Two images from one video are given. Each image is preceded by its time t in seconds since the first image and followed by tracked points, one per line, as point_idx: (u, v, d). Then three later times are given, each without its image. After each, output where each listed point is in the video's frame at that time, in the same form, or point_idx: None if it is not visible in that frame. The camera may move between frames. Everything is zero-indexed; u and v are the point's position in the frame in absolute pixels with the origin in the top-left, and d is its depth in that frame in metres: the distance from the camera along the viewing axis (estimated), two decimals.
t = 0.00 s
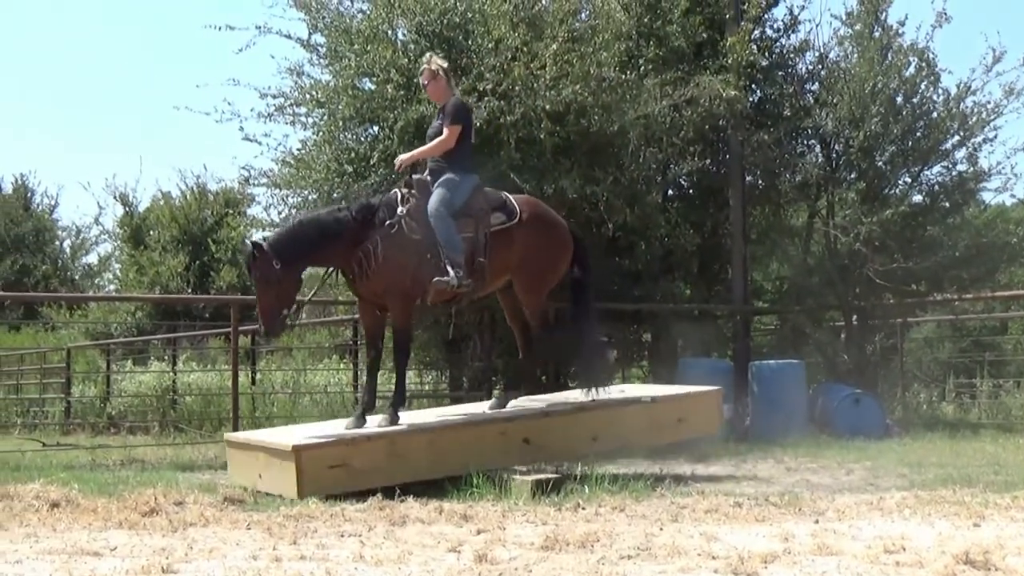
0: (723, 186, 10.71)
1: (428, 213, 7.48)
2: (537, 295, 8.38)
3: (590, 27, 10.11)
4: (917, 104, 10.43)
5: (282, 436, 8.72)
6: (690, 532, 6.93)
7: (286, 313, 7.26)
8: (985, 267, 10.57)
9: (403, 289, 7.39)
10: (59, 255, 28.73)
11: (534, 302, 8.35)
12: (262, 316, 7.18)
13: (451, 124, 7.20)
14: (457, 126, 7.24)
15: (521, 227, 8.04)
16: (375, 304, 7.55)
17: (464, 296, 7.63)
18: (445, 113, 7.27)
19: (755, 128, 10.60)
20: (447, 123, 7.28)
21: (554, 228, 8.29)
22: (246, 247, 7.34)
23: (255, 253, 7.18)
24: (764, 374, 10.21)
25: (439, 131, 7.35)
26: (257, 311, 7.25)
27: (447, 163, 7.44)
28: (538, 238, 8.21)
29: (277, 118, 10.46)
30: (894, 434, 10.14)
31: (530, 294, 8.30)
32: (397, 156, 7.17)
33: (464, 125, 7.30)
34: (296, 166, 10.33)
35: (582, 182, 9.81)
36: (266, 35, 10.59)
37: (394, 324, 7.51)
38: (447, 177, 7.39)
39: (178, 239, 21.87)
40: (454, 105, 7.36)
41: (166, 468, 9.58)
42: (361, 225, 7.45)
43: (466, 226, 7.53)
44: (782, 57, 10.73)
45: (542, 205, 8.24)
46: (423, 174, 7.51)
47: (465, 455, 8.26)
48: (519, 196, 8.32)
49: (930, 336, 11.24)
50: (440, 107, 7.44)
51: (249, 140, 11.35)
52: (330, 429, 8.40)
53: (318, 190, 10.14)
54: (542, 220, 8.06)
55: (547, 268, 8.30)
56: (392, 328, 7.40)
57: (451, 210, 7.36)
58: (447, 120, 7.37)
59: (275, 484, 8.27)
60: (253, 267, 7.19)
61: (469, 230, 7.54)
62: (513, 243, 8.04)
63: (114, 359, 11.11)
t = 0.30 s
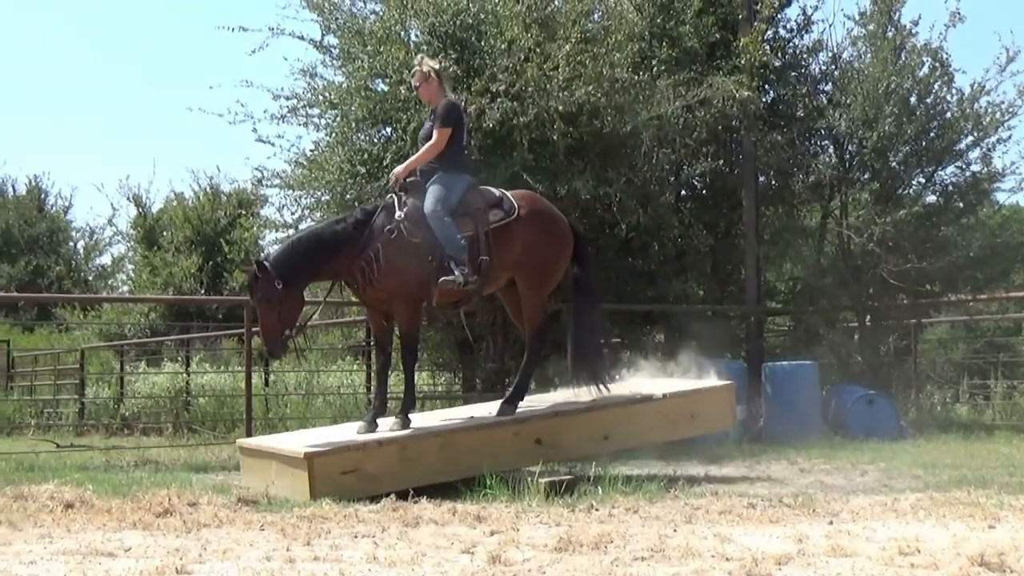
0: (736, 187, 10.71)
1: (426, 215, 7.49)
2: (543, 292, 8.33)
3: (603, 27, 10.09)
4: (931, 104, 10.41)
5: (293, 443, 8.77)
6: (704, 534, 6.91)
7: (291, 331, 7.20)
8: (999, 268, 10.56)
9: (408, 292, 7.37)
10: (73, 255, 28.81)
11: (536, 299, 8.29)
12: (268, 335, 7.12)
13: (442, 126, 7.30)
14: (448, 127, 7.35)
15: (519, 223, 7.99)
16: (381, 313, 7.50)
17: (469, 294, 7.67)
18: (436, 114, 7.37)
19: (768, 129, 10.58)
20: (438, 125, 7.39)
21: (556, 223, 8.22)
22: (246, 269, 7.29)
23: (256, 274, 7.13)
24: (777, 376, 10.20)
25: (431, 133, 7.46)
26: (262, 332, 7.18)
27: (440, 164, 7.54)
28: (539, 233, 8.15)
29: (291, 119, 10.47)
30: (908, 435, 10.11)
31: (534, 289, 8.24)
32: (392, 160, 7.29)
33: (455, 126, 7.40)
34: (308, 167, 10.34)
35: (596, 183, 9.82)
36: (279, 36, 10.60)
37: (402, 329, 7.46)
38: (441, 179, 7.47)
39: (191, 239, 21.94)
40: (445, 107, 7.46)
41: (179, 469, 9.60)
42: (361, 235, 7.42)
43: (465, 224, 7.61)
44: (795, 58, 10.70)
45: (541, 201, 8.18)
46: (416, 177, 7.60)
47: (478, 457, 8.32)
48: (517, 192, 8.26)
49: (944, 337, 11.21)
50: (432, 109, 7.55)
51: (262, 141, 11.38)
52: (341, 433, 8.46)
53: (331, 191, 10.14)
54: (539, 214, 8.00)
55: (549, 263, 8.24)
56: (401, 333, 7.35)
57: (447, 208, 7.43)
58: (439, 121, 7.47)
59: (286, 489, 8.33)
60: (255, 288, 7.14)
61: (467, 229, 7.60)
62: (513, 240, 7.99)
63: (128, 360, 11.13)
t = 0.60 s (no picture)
0: (749, 189, 10.69)
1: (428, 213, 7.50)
2: (547, 291, 8.35)
3: (615, 29, 10.10)
4: (945, 105, 10.41)
5: (308, 444, 8.74)
6: (717, 536, 6.90)
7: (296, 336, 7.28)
8: (1013, 271, 10.57)
9: (413, 294, 7.43)
10: (86, 256, 28.87)
11: (542, 297, 8.30)
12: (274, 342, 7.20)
13: (437, 122, 7.32)
14: (443, 124, 7.36)
15: (522, 220, 8.02)
16: (386, 316, 7.57)
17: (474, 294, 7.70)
18: (433, 112, 7.40)
19: (780, 131, 10.60)
20: (434, 122, 7.41)
21: (560, 221, 8.25)
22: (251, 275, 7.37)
23: (262, 281, 7.21)
24: (791, 378, 10.17)
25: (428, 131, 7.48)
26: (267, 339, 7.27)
27: (439, 162, 7.55)
28: (542, 230, 8.18)
29: (304, 120, 10.47)
30: (921, 438, 10.09)
31: (539, 287, 8.27)
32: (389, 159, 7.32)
33: (451, 122, 7.42)
34: (321, 168, 10.34)
35: (609, 184, 9.80)
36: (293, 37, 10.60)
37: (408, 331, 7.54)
38: (440, 177, 7.50)
39: (205, 240, 21.99)
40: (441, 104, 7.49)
41: (192, 469, 9.60)
42: (363, 238, 7.47)
43: (468, 222, 7.62)
44: (808, 59, 10.71)
45: (547, 200, 8.20)
46: (417, 177, 7.63)
47: (489, 459, 8.32)
48: (521, 190, 8.29)
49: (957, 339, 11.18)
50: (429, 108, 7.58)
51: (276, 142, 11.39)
52: (354, 437, 8.48)
53: (344, 192, 10.14)
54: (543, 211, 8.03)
55: (552, 261, 8.28)
56: (408, 334, 7.43)
57: (448, 205, 7.45)
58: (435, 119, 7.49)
59: (301, 491, 8.32)
60: (261, 295, 7.22)
61: (470, 226, 7.61)
62: (517, 237, 8.03)
63: (141, 360, 11.14)
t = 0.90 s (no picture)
0: (767, 192, 10.69)
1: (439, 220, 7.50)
2: (557, 296, 8.40)
3: (634, 31, 10.17)
4: (964, 109, 10.38)
5: (325, 447, 8.71)
6: (733, 539, 6.88)
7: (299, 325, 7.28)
8: None
9: (419, 299, 7.40)
10: (103, 256, 28.96)
11: (553, 303, 8.34)
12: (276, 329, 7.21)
13: (445, 127, 7.32)
14: (451, 128, 7.37)
15: (532, 226, 8.08)
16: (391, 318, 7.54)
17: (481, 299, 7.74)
18: (441, 115, 7.38)
19: (798, 134, 10.55)
20: (442, 126, 7.41)
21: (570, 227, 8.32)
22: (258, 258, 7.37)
23: (268, 267, 7.22)
24: (807, 382, 10.16)
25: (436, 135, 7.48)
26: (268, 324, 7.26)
27: (447, 167, 7.56)
28: (553, 235, 8.23)
29: (322, 121, 10.48)
30: (938, 443, 10.05)
31: (550, 293, 8.30)
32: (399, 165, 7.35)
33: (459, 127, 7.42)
34: (339, 170, 10.37)
35: (626, 187, 9.79)
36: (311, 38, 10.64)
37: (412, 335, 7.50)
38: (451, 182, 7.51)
39: (222, 241, 22.08)
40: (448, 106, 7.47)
41: (208, 470, 9.62)
42: (372, 237, 7.44)
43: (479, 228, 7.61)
44: (827, 62, 10.65)
45: (557, 205, 8.23)
46: (426, 183, 7.64)
47: (506, 461, 8.32)
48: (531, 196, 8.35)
49: (975, 343, 11.15)
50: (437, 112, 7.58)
51: (294, 143, 11.44)
52: (371, 437, 8.49)
53: (361, 194, 10.16)
54: (553, 217, 8.09)
55: (562, 267, 8.33)
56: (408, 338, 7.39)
57: (459, 210, 7.46)
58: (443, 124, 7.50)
59: (319, 492, 8.29)
60: (266, 281, 7.23)
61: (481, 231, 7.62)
62: (527, 243, 8.08)
63: (158, 360, 11.17)
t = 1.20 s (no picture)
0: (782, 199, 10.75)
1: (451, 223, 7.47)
2: (562, 304, 8.56)
3: (649, 37, 10.19)
4: (981, 116, 10.36)
5: (339, 451, 8.69)
6: (747, 546, 6.86)
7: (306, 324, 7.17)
8: None
9: (428, 303, 7.38)
10: (119, 259, 29.04)
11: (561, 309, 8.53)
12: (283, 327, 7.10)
13: (455, 132, 7.33)
14: (462, 133, 7.37)
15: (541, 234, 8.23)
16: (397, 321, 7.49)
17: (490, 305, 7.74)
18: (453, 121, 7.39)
19: (814, 141, 10.55)
20: (453, 131, 7.41)
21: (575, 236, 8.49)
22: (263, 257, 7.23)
23: (276, 265, 7.08)
24: (822, 389, 10.14)
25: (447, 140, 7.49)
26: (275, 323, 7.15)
27: (458, 173, 7.57)
28: (559, 243, 8.40)
29: (337, 126, 10.49)
30: (952, 452, 10.01)
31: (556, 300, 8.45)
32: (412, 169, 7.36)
33: (470, 132, 7.43)
34: (354, 174, 10.39)
35: (641, 193, 9.79)
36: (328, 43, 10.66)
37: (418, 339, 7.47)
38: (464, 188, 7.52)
39: (237, 244, 22.14)
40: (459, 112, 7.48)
41: (222, 473, 9.62)
42: (382, 239, 7.38)
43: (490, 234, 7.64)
44: (842, 68, 10.64)
45: (562, 213, 8.42)
46: (436, 189, 7.61)
47: (520, 467, 8.31)
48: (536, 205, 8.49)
49: (990, 351, 11.11)
50: (447, 116, 7.57)
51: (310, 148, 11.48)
52: (386, 443, 8.48)
53: (376, 198, 10.17)
54: (562, 225, 8.27)
55: (568, 275, 8.49)
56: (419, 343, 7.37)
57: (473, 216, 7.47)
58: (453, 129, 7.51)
59: (331, 497, 8.27)
60: (272, 279, 7.09)
61: (491, 240, 7.67)
62: (536, 251, 8.22)
63: (173, 363, 11.19)
